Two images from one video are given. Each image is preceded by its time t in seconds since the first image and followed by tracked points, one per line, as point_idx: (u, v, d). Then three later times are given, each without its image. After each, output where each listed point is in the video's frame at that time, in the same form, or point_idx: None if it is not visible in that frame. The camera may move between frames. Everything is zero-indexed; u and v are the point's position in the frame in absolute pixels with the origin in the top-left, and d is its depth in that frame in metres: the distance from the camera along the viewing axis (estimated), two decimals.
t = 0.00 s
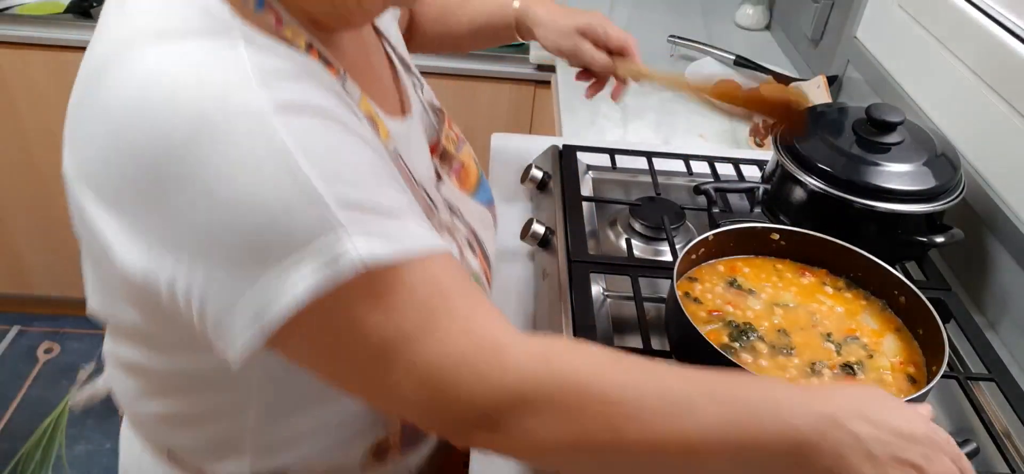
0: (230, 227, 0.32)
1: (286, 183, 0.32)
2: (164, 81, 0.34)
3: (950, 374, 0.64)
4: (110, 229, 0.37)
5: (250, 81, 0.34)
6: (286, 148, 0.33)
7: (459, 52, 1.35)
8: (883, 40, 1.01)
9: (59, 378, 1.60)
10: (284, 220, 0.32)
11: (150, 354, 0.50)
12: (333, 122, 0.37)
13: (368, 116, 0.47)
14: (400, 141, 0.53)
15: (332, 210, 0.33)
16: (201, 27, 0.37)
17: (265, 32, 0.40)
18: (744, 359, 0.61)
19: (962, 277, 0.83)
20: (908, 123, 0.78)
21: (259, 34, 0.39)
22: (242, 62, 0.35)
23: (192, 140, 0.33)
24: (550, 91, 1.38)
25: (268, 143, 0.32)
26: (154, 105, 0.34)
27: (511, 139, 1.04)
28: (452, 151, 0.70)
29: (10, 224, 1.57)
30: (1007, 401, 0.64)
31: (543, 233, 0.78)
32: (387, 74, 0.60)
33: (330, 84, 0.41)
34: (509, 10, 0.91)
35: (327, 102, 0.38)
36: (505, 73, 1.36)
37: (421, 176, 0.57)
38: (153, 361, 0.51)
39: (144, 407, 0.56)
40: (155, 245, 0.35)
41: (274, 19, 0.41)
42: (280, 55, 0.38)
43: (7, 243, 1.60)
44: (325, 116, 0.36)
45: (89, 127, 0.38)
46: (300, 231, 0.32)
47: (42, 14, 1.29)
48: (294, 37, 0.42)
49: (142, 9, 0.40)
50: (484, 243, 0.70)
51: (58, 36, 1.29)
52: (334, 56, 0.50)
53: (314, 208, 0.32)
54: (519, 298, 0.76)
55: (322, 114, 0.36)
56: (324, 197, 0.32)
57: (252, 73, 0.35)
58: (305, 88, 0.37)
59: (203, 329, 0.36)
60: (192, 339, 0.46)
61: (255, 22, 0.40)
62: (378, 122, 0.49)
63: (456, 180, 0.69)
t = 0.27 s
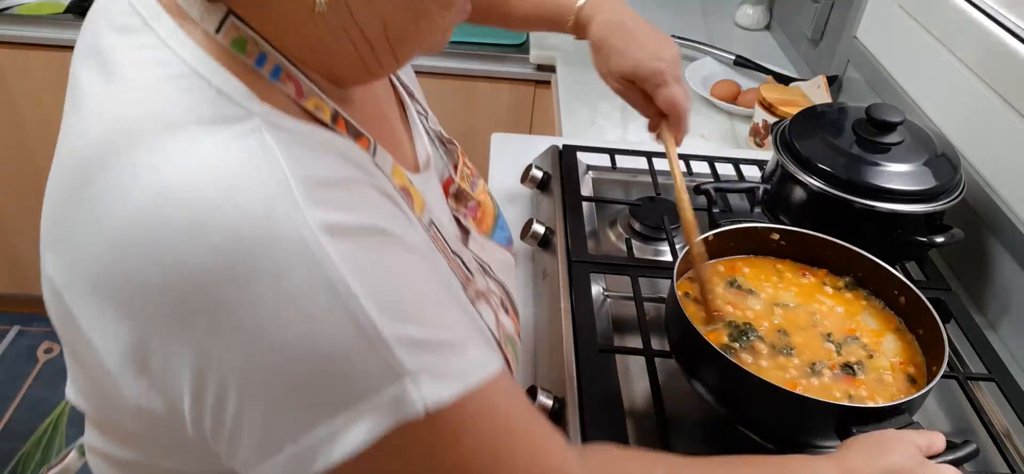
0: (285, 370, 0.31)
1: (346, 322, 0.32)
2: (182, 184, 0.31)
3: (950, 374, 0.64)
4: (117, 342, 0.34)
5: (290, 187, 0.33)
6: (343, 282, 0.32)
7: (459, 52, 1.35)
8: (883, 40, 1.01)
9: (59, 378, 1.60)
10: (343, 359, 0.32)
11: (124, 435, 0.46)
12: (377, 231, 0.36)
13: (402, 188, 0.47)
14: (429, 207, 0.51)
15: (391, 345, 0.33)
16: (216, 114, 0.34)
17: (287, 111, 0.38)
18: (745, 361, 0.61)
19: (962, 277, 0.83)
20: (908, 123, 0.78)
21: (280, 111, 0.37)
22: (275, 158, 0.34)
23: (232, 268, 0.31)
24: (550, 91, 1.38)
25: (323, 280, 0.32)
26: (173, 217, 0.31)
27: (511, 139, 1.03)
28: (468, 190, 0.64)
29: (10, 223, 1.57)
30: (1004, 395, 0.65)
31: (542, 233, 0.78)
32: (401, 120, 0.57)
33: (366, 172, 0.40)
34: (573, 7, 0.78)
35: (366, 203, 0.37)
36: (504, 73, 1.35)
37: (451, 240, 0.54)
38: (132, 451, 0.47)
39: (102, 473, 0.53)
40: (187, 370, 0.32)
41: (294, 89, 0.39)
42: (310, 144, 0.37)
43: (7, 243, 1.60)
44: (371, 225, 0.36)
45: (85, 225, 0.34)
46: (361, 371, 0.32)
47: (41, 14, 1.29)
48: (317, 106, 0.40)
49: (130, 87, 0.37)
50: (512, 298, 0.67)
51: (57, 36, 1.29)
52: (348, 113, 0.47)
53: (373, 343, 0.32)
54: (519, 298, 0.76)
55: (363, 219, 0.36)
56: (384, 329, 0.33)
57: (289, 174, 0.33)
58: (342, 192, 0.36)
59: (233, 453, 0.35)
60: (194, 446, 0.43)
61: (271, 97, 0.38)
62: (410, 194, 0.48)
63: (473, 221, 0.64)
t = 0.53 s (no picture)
0: (265, 416, 0.34)
1: (327, 386, 0.34)
2: (169, 230, 0.33)
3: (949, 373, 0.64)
4: (108, 363, 0.36)
5: (282, 242, 0.34)
6: (328, 346, 0.34)
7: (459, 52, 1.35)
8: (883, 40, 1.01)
9: (59, 378, 1.59)
10: (323, 417, 0.34)
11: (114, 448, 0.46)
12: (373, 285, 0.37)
13: (414, 220, 0.46)
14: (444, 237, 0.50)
15: (371, 408, 0.35)
16: (208, 154, 0.35)
17: (290, 145, 0.38)
18: (742, 349, 0.62)
19: (961, 277, 0.83)
20: (908, 123, 0.78)
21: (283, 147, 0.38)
22: (267, 202, 0.34)
23: (218, 320, 0.33)
24: (550, 91, 1.38)
25: (306, 346, 0.33)
26: (160, 261, 0.32)
27: (511, 139, 1.03)
28: (484, 209, 0.61)
29: (10, 223, 1.57)
30: (999, 391, 0.65)
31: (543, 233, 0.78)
32: (415, 141, 0.56)
33: (370, 216, 0.41)
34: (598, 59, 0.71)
35: (366, 250, 0.38)
36: (504, 73, 1.35)
37: (468, 272, 0.53)
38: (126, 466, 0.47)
39: None
40: (167, 400, 0.34)
41: (300, 121, 0.39)
42: (309, 185, 0.37)
43: (6, 243, 1.60)
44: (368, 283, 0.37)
45: (79, 254, 0.36)
46: (339, 429, 0.35)
47: (40, 14, 1.29)
48: (323, 138, 0.40)
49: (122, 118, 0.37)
50: (524, 325, 0.66)
51: (57, 36, 1.29)
52: (359, 141, 0.46)
53: (353, 404, 0.35)
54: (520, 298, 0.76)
55: (357, 275, 0.37)
56: (365, 393, 0.35)
57: (281, 226, 0.34)
58: (339, 241, 0.37)
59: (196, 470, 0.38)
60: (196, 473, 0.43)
61: (274, 131, 0.38)
62: (425, 226, 0.47)
63: (485, 241, 0.61)
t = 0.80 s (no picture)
0: (267, 415, 0.34)
1: (331, 386, 0.34)
2: (179, 225, 0.33)
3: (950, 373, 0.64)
4: (116, 358, 0.36)
5: (292, 241, 0.34)
6: (334, 346, 0.34)
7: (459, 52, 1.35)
8: (883, 40, 1.01)
9: (59, 378, 1.59)
10: (323, 417, 0.34)
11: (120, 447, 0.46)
12: (385, 292, 0.37)
13: (425, 223, 0.45)
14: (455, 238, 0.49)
15: (373, 411, 0.35)
16: (220, 150, 0.35)
17: (304, 145, 0.38)
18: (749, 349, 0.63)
19: (961, 277, 0.83)
20: (908, 123, 0.78)
21: (298, 147, 0.37)
22: (278, 200, 0.34)
23: (224, 317, 0.33)
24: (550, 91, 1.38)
25: (313, 345, 0.34)
26: (169, 257, 0.33)
27: (511, 139, 1.03)
28: (495, 213, 0.60)
29: (10, 223, 1.57)
30: (998, 389, 0.65)
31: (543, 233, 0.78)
32: (428, 143, 0.56)
33: (385, 218, 0.40)
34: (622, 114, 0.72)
35: (380, 252, 0.38)
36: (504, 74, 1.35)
37: (479, 275, 0.53)
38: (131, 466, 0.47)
39: None
40: (176, 397, 0.35)
41: (314, 122, 0.39)
42: (321, 185, 0.37)
43: (7, 243, 1.60)
44: (378, 287, 0.37)
45: (90, 250, 0.37)
46: (337, 432, 0.35)
47: (40, 14, 1.29)
48: (337, 140, 0.39)
49: (137, 114, 0.38)
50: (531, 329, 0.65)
51: (58, 36, 1.29)
52: (371, 142, 0.46)
53: (357, 407, 0.35)
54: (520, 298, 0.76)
55: (367, 276, 0.36)
56: (368, 395, 0.35)
57: (291, 224, 0.34)
58: (350, 242, 0.37)
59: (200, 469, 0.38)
60: None
61: (288, 131, 0.38)
62: (438, 226, 0.47)
63: (496, 245, 0.60)
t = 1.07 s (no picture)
0: (267, 415, 0.34)
1: (331, 384, 0.34)
2: (183, 223, 0.33)
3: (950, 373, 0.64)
4: (119, 354, 0.36)
5: (295, 241, 0.34)
6: (333, 345, 0.34)
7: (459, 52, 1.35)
8: (883, 40, 1.01)
9: (59, 378, 1.59)
10: (322, 417, 0.34)
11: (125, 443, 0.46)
12: (387, 297, 0.37)
13: (429, 225, 0.45)
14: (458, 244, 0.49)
15: (373, 413, 0.35)
16: (225, 149, 0.35)
17: (309, 146, 0.38)
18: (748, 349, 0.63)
19: (961, 277, 0.83)
20: (908, 123, 0.78)
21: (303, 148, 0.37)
22: (282, 200, 0.34)
23: (226, 316, 0.33)
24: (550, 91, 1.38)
25: (312, 345, 0.33)
26: (170, 254, 0.33)
27: (511, 139, 1.04)
28: (500, 215, 0.60)
29: (10, 223, 1.57)
30: (998, 388, 0.65)
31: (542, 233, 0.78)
32: (434, 143, 0.56)
33: (388, 222, 0.40)
34: (623, 108, 0.72)
35: (382, 258, 0.38)
36: (504, 74, 1.35)
37: (482, 277, 0.52)
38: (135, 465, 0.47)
39: None
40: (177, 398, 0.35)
41: (320, 123, 0.39)
42: (325, 185, 0.37)
43: (7, 243, 1.60)
44: (381, 291, 0.37)
45: (94, 250, 0.37)
46: (337, 434, 0.35)
47: (40, 14, 1.29)
48: (343, 141, 0.39)
49: (143, 112, 0.38)
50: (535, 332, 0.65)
51: (58, 36, 1.29)
52: (376, 144, 0.45)
53: (357, 410, 0.35)
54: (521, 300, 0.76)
55: (369, 278, 0.36)
56: (369, 397, 0.35)
57: (295, 224, 0.34)
58: (354, 245, 0.36)
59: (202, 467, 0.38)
60: None
61: (295, 131, 0.38)
62: (441, 230, 0.47)
63: (500, 249, 0.60)
